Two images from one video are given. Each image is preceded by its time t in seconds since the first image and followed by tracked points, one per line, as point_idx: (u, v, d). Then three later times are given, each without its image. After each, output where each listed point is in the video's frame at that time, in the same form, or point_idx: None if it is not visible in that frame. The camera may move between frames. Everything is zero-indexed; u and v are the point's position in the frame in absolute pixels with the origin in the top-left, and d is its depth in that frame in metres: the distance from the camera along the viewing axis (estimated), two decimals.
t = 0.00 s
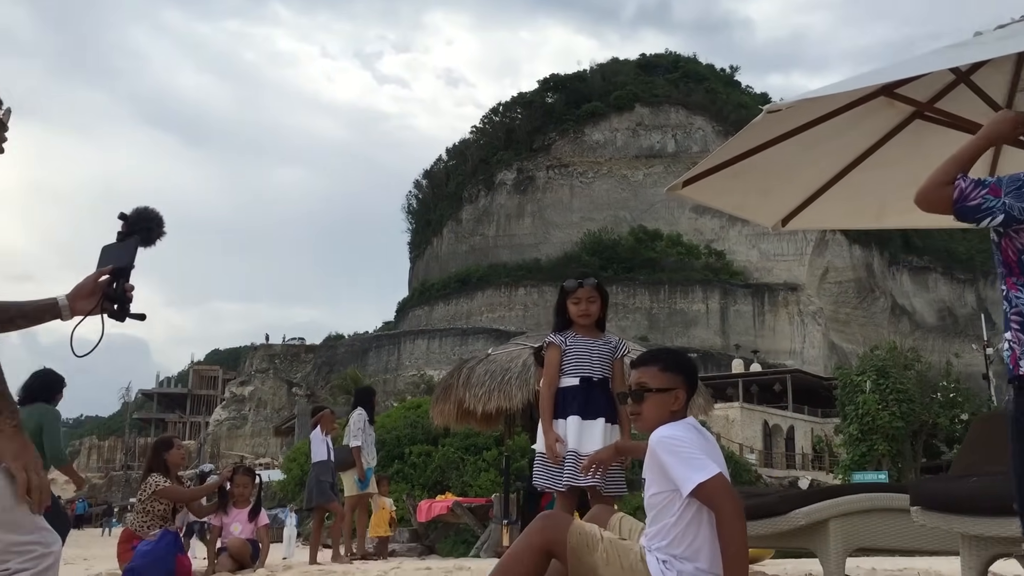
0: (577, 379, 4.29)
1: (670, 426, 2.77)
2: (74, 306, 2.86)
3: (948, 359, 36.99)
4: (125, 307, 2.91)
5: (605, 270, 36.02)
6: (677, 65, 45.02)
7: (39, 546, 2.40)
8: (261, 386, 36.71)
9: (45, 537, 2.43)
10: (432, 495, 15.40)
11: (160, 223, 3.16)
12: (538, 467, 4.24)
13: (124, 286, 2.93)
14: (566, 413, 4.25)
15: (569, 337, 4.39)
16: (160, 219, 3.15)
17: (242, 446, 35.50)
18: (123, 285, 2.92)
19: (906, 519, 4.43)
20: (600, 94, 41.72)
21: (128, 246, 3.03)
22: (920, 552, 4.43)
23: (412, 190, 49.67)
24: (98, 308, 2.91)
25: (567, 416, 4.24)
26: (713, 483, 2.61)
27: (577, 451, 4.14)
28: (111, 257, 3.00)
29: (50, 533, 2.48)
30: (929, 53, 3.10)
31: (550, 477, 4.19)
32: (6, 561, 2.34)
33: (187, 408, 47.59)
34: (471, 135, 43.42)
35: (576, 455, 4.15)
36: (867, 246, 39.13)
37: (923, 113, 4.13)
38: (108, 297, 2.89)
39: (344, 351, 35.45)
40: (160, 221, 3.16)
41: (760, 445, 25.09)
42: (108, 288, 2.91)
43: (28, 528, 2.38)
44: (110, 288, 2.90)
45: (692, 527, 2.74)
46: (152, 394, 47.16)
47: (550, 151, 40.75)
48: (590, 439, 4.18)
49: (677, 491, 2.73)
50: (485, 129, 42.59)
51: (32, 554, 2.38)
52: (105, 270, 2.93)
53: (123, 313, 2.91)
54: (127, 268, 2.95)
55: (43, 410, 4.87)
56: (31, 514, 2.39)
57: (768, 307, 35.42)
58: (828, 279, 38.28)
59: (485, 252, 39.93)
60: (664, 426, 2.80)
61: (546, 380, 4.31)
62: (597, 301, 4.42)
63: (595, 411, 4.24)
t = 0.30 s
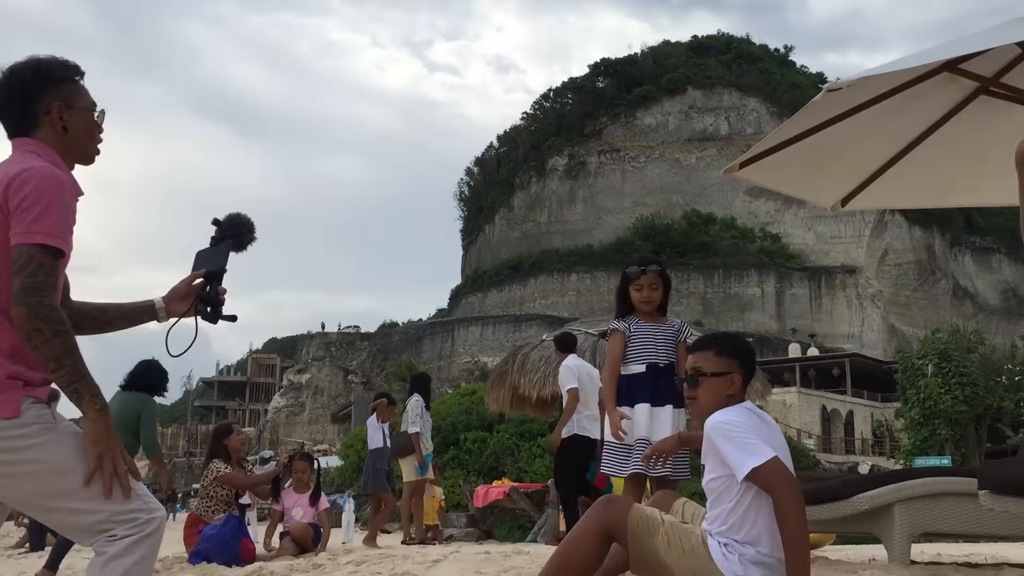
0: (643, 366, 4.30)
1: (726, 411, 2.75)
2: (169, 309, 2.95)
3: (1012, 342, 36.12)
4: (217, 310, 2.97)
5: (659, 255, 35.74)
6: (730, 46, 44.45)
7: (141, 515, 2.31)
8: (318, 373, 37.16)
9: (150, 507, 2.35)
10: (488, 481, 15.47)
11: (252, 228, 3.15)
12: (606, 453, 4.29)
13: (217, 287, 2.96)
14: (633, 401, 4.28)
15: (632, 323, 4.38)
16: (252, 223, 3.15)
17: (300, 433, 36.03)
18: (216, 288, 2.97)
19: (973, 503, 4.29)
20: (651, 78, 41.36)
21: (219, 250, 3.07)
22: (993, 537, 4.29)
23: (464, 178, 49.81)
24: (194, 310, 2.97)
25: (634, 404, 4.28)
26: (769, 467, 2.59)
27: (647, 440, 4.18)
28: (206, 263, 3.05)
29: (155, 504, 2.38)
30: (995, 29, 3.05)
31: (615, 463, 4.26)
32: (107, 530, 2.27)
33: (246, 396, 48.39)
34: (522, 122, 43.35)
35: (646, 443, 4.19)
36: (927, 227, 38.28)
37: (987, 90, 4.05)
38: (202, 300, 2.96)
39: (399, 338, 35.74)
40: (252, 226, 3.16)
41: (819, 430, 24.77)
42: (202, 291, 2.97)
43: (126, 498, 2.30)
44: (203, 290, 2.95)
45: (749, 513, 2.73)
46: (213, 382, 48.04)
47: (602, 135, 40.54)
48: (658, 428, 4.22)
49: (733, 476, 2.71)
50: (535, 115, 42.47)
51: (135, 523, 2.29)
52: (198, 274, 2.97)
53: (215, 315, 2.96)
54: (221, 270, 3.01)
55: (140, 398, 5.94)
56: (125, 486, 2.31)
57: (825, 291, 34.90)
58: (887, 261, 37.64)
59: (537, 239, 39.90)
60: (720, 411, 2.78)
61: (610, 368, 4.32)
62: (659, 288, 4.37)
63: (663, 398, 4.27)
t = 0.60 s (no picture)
0: (699, 365, 4.26)
1: (781, 415, 2.72)
2: (244, 324, 3.07)
3: None
4: (289, 326, 3.08)
5: (707, 256, 35.45)
6: (775, 45, 44.01)
7: (213, 514, 2.36)
8: (367, 379, 37.41)
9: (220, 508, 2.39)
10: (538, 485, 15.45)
11: (325, 245, 3.17)
12: (666, 451, 4.27)
13: (289, 304, 3.08)
14: (692, 401, 4.24)
15: (684, 324, 4.36)
16: (325, 240, 3.17)
17: (351, 438, 36.37)
18: (288, 304, 3.08)
19: None
20: (696, 79, 41.13)
21: (292, 267, 3.13)
22: None
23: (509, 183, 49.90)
24: (266, 325, 3.10)
25: (694, 404, 4.23)
26: (823, 472, 2.56)
27: (711, 439, 4.17)
28: (278, 280, 3.15)
29: (226, 506, 2.42)
30: None
31: (679, 465, 4.22)
32: (180, 530, 2.33)
33: (297, 402, 48.93)
34: (567, 125, 43.33)
35: (710, 442, 4.17)
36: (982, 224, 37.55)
37: None
38: (275, 316, 3.07)
39: (446, 343, 35.87)
40: (324, 244, 3.17)
41: (873, 432, 24.39)
42: (274, 307, 3.08)
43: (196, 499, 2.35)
44: (275, 306, 3.07)
45: (804, 516, 2.70)
46: (264, 389, 48.64)
47: (647, 138, 40.38)
48: (719, 427, 4.20)
49: (789, 480, 2.68)
50: (580, 119, 42.42)
51: (208, 523, 2.34)
52: (271, 290, 3.09)
53: (287, 331, 3.08)
54: (292, 287, 3.09)
55: (207, 399, 6.11)
56: (198, 487, 2.36)
57: (877, 290, 34.36)
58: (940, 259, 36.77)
59: (583, 242, 39.80)
60: (776, 414, 2.75)
61: (664, 371, 4.28)
62: (704, 286, 4.37)
63: (721, 396, 4.23)
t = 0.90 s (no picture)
0: (727, 381, 4.24)
1: (816, 431, 2.71)
2: (261, 346, 3.17)
3: None
4: (305, 347, 3.18)
5: (737, 270, 35.23)
6: (803, 56, 43.83)
7: (231, 543, 2.37)
8: (399, 398, 37.48)
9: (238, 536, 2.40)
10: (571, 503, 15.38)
11: (340, 266, 3.32)
12: (694, 466, 4.21)
13: (305, 325, 3.18)
14: (719, 417, 4.21)
15: (715, 341, 4.34)
16: (340, 262, 3.32)
17: (383, 457, 36.42)
18: (303, 327, 3.18)
19: None
20: (724, 92, 41.03)
21: (306, 290, 3.24)
22: None
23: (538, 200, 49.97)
24: (283, 348, 3.21)
25: (720, 420, 4.21)
26: (861, 489, 2.54)
27: (734, 454, 4.13)
28: (293, 303, 3.26)
29: (246, 534, 2.43)
30: None
31: (702, 481, 4.18)
32: (198, 561, 2.34)
33: (330, 420, 49.14)
34: (595, 141, 43.36)
35: (734, 458, 4.12)
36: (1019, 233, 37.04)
37: None
38: (291, 338, 3.18)
39: (477, 361, 35.88)
40: (340, 264, 3.33)
41: (911, 446, 24.07)
42: (291, 329, 3.19)
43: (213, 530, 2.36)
44: (291, 329, 3.17)
45: (843, 535, 2.67)
46: (298, 408, 48.92)
47: (675, 152, 40.31)
48: (745, 443, 4.15)
49: (827, 497, 2.66)
50: (607, 135, 42.43)
51: (226, 551, 2.35)
52: (287, 313, 3.20)
53: (304, 352, 3.18)
54: (307, 310, 3.20)
55: (252, 420, 6.16)
56: (215, 515, 2.37)
57: (911, 302, 33.97)
58: (976, 269, 37.30)
59: (613, 258, 39.72)
60: (810, 431, 2.74)
61: (695, 386, 4.27)
62: (734, 301, 4.36)
63: (749, 412, 4.20)
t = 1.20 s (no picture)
0: (744, 398, 4.23)
1: (828, 450, 2.69)
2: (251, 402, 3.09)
3: None
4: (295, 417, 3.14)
5: (754, 286, 35.10)
6: (818, 71, 43.79)
7: (246, 568, 2.37)
8: (417, 416, 37.50)
9: (254, 558, 2.39)
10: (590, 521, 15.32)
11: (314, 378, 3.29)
12: (701, 488, 4.22)
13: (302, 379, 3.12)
14: (735, 435, 4.19)
15: (729, 356, 4.34)
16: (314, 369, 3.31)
17: (401, 475, 36.39)
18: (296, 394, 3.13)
19: None
20: (738, 108, 41.04)
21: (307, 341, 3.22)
22: None
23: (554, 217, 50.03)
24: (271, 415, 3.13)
25: (737, 438, 4.19)
26: (874, 509, 2.54)
27: (754, 473, 4.08)
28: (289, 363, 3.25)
29: (260, 557, 2.42)
30: None
31: (717, 501, 4.15)
32: None
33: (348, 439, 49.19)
34: (610, 158, 43.42)
35: (754, 478, 4.08)
36: None
37: None
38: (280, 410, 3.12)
39: (495, 379, 35.84)
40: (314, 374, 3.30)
41: (932, 462, 23.87)
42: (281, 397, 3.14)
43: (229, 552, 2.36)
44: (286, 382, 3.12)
45: (858, 553, 2.63)
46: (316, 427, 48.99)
47: (690, 168, 40.30)
48: (764, 460, 4.11)
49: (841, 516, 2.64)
50: (623, 151, 42.50)
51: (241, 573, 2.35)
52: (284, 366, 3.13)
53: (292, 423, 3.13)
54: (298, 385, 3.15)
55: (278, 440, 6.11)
56: (229, 537, 2.37)
57: (931, 317, 33.74)
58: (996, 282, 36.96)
59: (629, 274, 39.67)
60: (824, 450, 2.72)
61: (710, 404, 4.27)
62: (748, 317, 4.36)
63: (767, 429, 4.17)
